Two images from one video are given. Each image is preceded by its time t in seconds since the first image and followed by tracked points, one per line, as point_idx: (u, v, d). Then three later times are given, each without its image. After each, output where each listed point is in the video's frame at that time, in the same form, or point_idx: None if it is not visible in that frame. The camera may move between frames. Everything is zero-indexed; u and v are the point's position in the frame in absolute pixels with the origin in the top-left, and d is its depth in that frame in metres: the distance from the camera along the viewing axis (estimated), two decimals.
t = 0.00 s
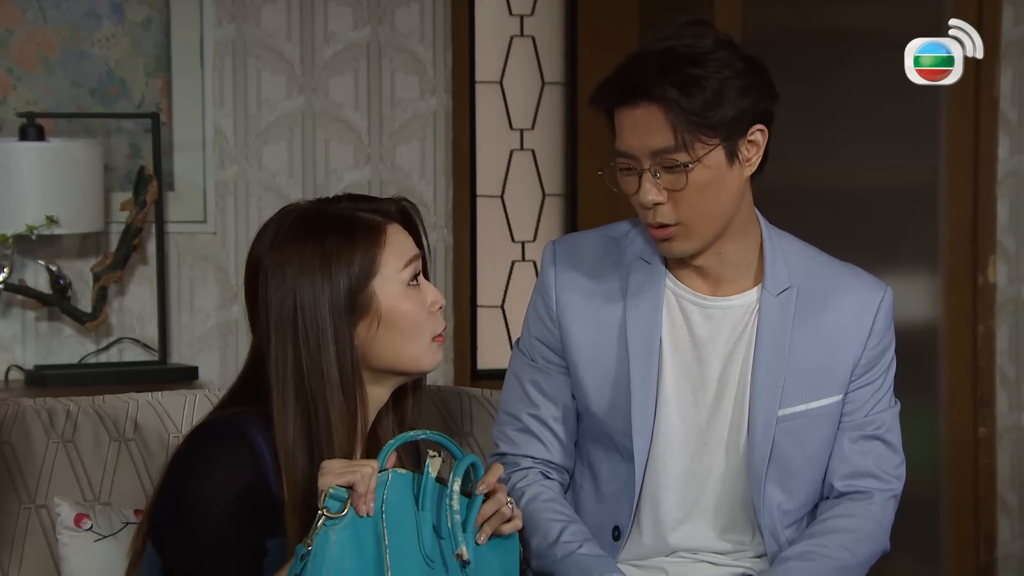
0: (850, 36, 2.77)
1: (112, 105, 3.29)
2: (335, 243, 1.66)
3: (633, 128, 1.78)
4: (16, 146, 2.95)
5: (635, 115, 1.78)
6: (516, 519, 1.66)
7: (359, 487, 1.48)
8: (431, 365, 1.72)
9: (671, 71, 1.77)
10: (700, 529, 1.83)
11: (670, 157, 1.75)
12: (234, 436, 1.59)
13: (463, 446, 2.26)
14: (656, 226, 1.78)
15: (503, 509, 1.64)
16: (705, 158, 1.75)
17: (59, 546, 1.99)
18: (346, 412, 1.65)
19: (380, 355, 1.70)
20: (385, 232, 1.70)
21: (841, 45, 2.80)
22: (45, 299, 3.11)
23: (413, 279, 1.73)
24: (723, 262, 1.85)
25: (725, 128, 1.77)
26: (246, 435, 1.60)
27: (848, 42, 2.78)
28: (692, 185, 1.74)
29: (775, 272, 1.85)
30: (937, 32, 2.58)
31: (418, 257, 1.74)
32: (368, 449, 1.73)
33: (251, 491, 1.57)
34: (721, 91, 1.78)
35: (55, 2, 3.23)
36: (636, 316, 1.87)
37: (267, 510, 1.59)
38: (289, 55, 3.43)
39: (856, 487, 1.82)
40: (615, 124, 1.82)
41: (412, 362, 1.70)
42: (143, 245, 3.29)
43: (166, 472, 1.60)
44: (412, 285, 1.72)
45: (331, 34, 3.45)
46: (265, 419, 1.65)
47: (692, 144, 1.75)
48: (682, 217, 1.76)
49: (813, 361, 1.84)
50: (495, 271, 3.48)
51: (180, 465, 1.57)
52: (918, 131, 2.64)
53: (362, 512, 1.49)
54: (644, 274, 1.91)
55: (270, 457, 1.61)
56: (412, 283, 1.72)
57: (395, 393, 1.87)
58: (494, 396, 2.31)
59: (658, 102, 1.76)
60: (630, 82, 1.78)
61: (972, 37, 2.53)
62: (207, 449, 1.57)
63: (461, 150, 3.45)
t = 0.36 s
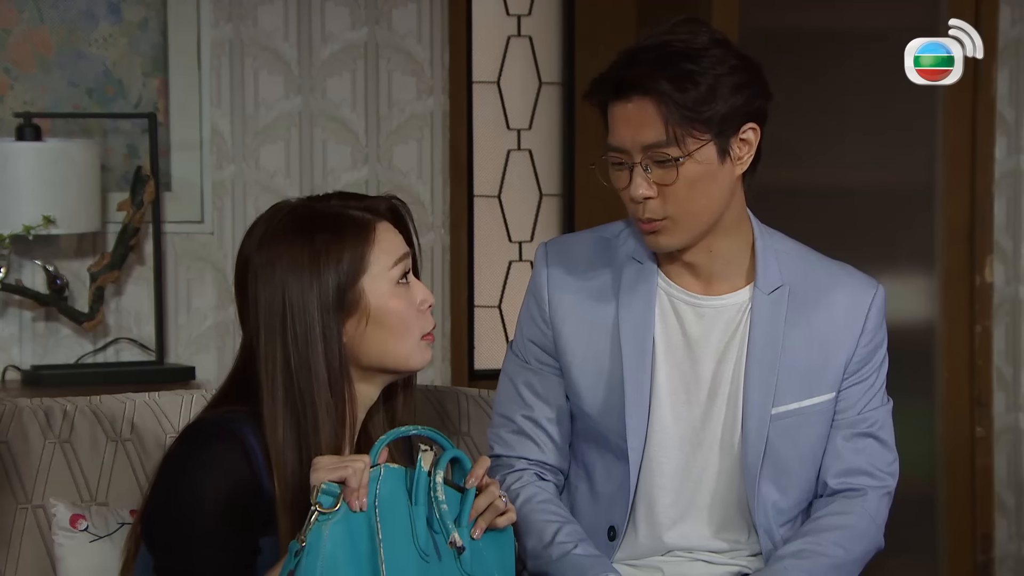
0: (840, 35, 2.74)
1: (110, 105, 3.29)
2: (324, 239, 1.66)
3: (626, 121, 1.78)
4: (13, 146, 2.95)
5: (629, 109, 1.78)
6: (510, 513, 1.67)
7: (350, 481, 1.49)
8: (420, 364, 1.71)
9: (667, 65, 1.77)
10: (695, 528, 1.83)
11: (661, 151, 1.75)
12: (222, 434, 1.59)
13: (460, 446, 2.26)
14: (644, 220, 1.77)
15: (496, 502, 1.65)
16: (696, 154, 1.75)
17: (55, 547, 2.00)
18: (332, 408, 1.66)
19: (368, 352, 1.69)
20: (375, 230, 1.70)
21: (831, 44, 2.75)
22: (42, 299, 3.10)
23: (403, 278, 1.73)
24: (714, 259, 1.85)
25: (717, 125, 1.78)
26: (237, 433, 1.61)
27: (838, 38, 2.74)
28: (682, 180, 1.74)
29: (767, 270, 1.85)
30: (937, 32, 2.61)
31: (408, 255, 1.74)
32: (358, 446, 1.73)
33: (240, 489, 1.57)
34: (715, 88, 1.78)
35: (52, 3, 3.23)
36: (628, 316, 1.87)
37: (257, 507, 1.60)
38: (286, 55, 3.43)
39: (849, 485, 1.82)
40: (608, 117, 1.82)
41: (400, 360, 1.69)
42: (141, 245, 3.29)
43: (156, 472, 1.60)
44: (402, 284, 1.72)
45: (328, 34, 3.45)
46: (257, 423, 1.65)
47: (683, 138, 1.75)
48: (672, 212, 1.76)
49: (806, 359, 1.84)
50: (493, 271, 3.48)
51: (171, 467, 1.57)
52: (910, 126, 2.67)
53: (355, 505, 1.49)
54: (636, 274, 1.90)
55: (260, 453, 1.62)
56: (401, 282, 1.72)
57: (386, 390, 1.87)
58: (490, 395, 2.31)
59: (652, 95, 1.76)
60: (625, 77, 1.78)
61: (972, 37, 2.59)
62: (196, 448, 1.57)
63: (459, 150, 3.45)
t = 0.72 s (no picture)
0: (836, 36, 2.75)
1: (109, 105, 3.29)
2: (317, 236, 1.66)
3: (624, 122, 1.78)
4: (13, 146, 2.95)
5: (627, 110, 1.78)
6: (507, 508, 1.67)
7: (343, 474, 1.48)
8: (414, 362, 1.71)
9: (664, 66, 1.78)
10: (693, 529, 1.83)
11: (659, 153, 1.75)
12: (217, 433, 1.59)
13: (460, 445, 2.26)
14: (642, 221, 1.77)
15: (492, 498, 1.65)
16: (694, 156, 1.76)
17: (54, 547, 2.00)
18: (325, 407, 1.65)
19: (361, 350, 1.69)
20: (368, 228, 1.70)
21: (830, 44, 2.76)
22: (42, 299, 3.10)
23: (397, 276, 1.73)
24: (712, 260, 1.85)
25: (715, 127, 1.78)
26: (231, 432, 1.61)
27: (838, 38, 2.75)
28: (680, 182, 1.74)
29: (764, 270, 1.85)
30: (937, 32, 2.59)
31: (403, 254, 1.74)
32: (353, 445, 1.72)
33: (233, 486, 1.58)
34: (713, 90, 1.78)
35: (52, 3, 3.23)
36: (625, 317, 1.87)
37: (252, 505, 1.61)
38: (285, 55, 3.43)
39: (848, 484, 1.82)
40: (606, 118, 1.83)
41: (393, 358, 1.69)
42: (140, 245, 3.29)
43: (153, 469, 1.60)
44: (395, 281, 1.72)
45: (328, 34, 3.45)
46: (252, 422, 1.65)
47: (681, 140, 1.75)
48: (669, 213, 1.76)
49: (803, 359, 1.84)
50: (493, 270, 3.48)
51: (167, 465, 1.57)
52: (910, 125, 2.66)
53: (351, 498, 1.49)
54: (633, 275, 1.90)
55: (254, 452, 1.61)
56: (395, 279, 1.72)
57: (383, 386, 1.87)
58: (490, 395, 2.31)
59: (650, 96, 1.76)
60: (623, 77, 1.78)
61: (972, 37, 2.56)
62: (193, 445, 1.57)
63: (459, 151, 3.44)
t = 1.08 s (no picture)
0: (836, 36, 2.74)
1: (110, 105, 3.29)
2: (309, 236, 1.66)
3: (628, 122, 1.78)
4: (14, 146, 2.95)
5: (631, 109, 1.78)
6: (502, 505, 1.68)
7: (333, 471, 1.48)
8: (407, 362, 1.70)
9: (669, 67, 1.78)
10: (694, 530, 1.83)
11: (662, 153, 1.75)
12: (211, 433, 1.60)
13: (460, 445, 2.26)
14: (644, 221, 1.77)
15: (486, 494, 1.66)
16: (697, 157, 1.76)
17: (54, 547, 2.00)
18: (316, 403, 1.66)
19: (353, 349, 1.69)
20: (362, 227, 1.71)
21: (830, 44, 2.75)
22: (42, 298, 3.11)
23: (389, 276, 1.73)
24: (714, 262, 1.85)
25: (719, 129, 1.78)
26: (225, 432, 1.61)
27: (838, 38, 2.74)
28: (682, 182, 1.75)
29: (765, 271, 1.85)
30: (937, 32, 2.61)
31: (396, 254, 1.74)
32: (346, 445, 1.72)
33: (227, 486, 1.57)
34: (718, 91, 1.78)
35: (53, 3, 3.23)
36: (626, 319, 1.87)
37: (247, 505, 1.61)
38: (286, 55, 3.43)
39: (849, 485, 1.82)
40: (610, 117, 1.83)
41: (386, 357, 1.69)
42: (141, 245, 3.29)
43: (149, 469, 1.60)
44: (388, 281, 1.72)
45: (329, 34, 3.45)
46: (245, 422, 1.65)
47: (684, 141, 1.75)
48: (672, 213, 1.76)
49: (804, 359, 1.84)
50: (493, 270, 3.48)
51: (162, 464, 1.57)
52: (910, 125, 2.67)
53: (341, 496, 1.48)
54: (634, 276, 1.91)
55: (248, 452, 1.62)
56: (387, 279, 1.72)
57: (379, 386, 1.87)
58: (490, 394, 2.31)
59: (655, 96, 1.77)
60: (628, 77, 1.79)
61: (972, 37, 2.58)
62: (187, 444, 1.57)
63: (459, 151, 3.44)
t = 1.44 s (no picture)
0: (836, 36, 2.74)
1: (110, 105, 3.29)
2: (305, 234, 1.66)
3: (632, 143, 1.76)
4: (15, 147, 2.95)
5: (635, 132, 1.76)
6: (499, 505, 1.67)
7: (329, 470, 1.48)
8: (403, 362, 1.70)
9: (674, 93, 1.75)
10: (694, 530, 1.83)
11: (665, 178, 1.74)
12: (209, 433, 1.60)
13: (460, 445, 2.26)
14: (648, 239, 1.79)
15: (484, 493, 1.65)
16: (701, 182, 1.75)
17: (53, 548, 2.00)
18: (314, 402, 1.65)
19: (350, 349, 1.68)
20: (359, 227, 1.71)
21: (831, 44, 2.74)
22: (43, 299, 3.11)
23: (386, 276, 1.73)
24: (717, 267, 1.84)
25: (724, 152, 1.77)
26: (222, 431, 1.61)
27: (838, 38, 2.73)
28: (686, 207, 1.75)
29: (768, 272, 1.85)
30: (937, 32, 2.66)
31: (394, 254, 1.74)
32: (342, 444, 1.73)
33: (225, 486, 1.57)
34: (722, 117, 1.77)
35: (53, 3, 3.23)
36: (620, 320, 1.88)
37: (245, 505, 1.61)
38: (286, 55, 3.43)
39: (850, 486, 1.82)
40: (613, 133, 1.81)
41: (382, 357, 1.69)
42: (141, 245, 3.29)
43: (146, 468, 1.60)
44: (384, 281, 1.72)
45: (329, 34, 3.45)
46: (242, 421, 1.66)
47: (688, 169, 1.74)
48: (676, 231, 1.77)
49: (806, 360, 1.84)
50: (494, 270, 3.48)
51: (160, 462, 1.57)
52: (909, 126, 2.70)
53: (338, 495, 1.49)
54: (633, 278, 1.91)
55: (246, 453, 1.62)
56: (384, 279, 1.72)
57: (375, 386, 1.87)
58: (489, 394, 2.32)
59: (659, 123, 1.74)
60: (632, 98, 1.77)
61: (972, 38, 2.65)
62: (185, 443, 1.58)
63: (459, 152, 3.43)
